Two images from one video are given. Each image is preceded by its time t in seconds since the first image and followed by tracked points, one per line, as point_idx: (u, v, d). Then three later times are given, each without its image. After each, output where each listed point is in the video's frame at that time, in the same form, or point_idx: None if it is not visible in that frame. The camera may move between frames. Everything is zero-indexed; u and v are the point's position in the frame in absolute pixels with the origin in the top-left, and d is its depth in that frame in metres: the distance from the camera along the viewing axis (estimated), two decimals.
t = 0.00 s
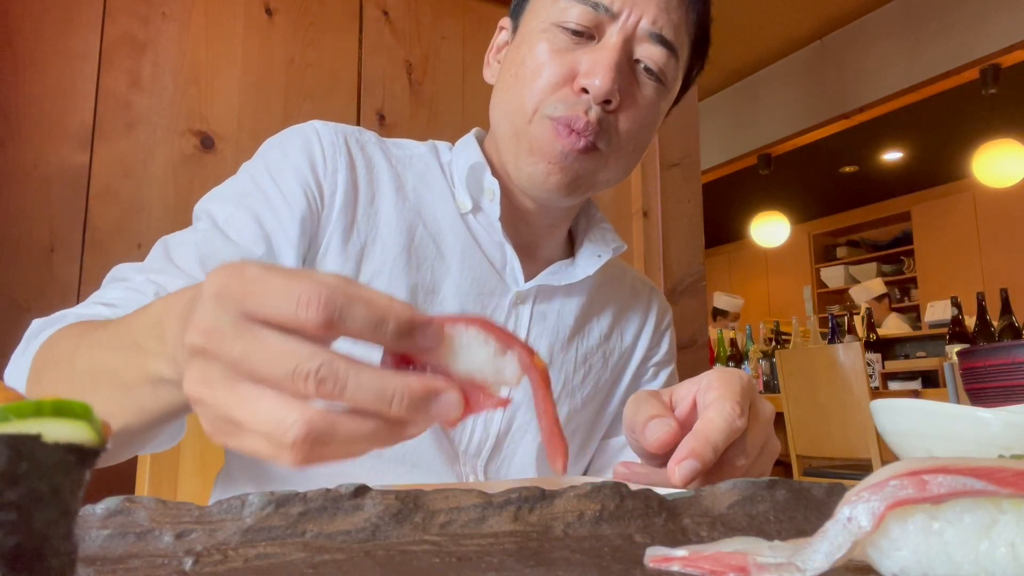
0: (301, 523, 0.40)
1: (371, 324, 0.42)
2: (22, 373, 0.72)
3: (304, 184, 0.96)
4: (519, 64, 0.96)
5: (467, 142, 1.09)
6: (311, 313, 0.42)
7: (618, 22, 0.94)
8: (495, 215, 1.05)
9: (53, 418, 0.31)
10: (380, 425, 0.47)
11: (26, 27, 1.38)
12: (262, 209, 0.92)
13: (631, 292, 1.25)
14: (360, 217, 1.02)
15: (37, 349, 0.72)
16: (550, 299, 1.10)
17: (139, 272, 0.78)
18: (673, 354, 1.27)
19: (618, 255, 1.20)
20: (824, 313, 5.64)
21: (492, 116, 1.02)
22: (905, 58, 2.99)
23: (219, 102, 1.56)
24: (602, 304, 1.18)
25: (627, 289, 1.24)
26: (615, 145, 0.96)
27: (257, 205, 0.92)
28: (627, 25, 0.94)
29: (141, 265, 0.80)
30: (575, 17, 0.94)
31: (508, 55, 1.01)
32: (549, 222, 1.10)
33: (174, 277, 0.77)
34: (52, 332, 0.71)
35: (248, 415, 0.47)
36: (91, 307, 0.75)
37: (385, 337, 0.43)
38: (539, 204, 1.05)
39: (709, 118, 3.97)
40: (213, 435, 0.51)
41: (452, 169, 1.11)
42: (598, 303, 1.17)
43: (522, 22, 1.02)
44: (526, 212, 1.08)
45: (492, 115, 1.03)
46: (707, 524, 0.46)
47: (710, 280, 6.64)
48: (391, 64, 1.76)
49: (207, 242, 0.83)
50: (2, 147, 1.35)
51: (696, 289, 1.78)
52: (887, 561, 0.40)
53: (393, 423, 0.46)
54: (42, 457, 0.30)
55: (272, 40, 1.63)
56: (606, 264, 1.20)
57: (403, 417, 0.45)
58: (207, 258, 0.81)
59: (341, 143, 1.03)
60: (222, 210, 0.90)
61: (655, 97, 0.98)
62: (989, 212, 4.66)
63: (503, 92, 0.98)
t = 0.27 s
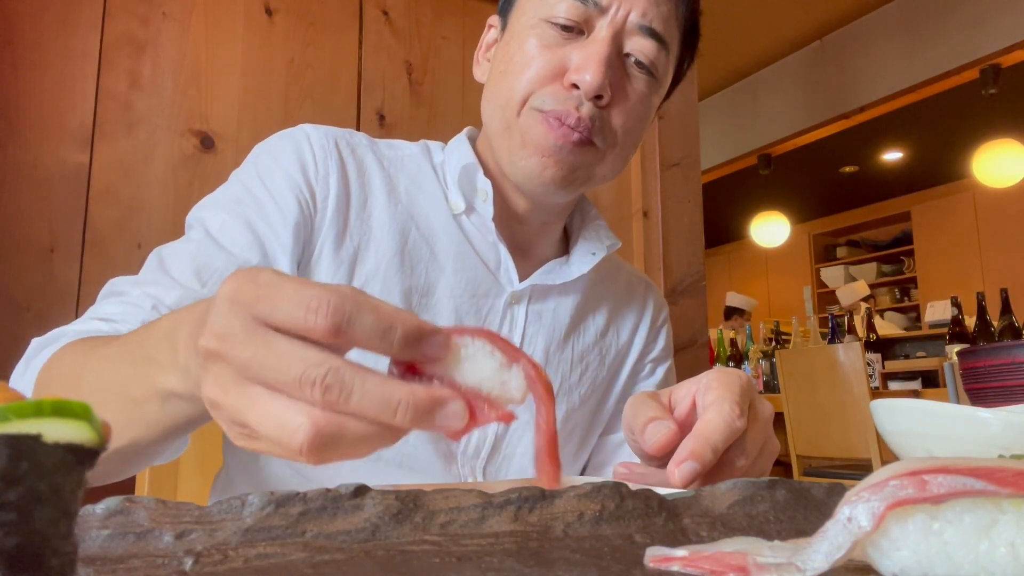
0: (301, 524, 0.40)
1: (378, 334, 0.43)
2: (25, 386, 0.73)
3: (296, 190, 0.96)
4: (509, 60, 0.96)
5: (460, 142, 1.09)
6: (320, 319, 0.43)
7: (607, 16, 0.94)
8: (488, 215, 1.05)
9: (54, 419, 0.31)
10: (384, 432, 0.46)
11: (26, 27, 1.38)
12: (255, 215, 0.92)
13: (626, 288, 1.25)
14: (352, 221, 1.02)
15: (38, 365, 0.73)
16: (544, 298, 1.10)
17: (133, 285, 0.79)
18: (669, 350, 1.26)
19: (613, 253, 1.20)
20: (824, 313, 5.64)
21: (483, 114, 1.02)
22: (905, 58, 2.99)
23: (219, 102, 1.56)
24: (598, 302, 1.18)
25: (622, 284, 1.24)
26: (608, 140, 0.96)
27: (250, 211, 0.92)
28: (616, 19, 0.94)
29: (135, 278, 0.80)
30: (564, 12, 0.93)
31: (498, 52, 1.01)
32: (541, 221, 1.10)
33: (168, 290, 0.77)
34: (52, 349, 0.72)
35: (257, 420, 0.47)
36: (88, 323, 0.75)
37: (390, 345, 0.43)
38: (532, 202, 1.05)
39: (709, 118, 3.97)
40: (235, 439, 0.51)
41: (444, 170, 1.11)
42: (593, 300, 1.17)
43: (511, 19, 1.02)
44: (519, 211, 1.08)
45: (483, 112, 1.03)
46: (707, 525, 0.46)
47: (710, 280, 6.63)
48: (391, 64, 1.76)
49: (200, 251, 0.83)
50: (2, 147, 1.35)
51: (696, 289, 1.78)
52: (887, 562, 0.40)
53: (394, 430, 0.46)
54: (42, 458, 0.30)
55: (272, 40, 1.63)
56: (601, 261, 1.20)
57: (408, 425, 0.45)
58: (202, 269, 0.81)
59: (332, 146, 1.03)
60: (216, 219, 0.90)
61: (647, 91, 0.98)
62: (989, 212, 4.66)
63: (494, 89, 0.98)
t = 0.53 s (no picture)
0: (301, 523, 0.40)
1: (367, 328, 0.42)
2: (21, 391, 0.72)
3: (292, 193, 0.96)
4: (506, 61, 0.96)
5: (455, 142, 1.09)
6: (305, 322, 0.42)
7: (603, 14, 0.93)
8: (483, 218, 1.05)
9: (53, 418, 0.31)
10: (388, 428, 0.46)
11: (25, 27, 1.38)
12: (251, 217, 0.91)
13: (624, 285, 1.25)
14: (348, 224, 1.02)
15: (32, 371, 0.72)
16: (541, 299, 1.11)
17: (128, 290, 0.78)
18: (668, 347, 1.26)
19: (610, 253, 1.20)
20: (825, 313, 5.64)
21: (480, 115, 1.02)
22: (905, 58, 2.99)
23: (219, 103, 1.56)
24: (595, 301, 1.18)
25: (619, 282, 1.24)
26: (607, 140, 0.96)
27: (246, 214, 0.91)
28: (613, 17, 0.94)
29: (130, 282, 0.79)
30: (559, 11, 0.93)
31: (493, 53, 1.00)
32: (538, 222, 1.09)
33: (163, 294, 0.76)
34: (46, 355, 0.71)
35: (261, 433, 0.47)
36: (84, 328, 0.75)
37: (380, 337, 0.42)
38: (531, 204, 1.05)
39: (710, 118, 3.97)
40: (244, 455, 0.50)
41: (439, 170, 1.11)
42: (590, 299, 1.17)
43: (505, 19, 1.01)
44: (515, 215, 1.08)
45: (480, 114, 1.02)
46: (707, 525, 0.46)
47: (710, 280, 6.63)
48: (391, 64, 1.76)
49: (197, 255, 0.83)
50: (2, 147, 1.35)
51: (696, 289, 1.78)
52: (887, 561, 0.40)
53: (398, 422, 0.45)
54: (42, 458, 0.30)
55: (272, 40, 1.63)
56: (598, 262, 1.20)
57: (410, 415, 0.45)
58: (197, 272, 0.81)
59: (327, 148, 1.03)
60: (211, 222, 0.89)
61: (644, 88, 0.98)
62: (989, 211, 4.66)
63: (490, 90, 0.98)
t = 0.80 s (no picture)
0: (301, 523, 0.40)
1: (384, 273, 0.40)
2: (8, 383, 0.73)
3: (292, 193, 0.96)
4: (498, 60, 0.96)
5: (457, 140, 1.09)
6: (324, 283, 0.41)
7: (593, 7, 0.93)
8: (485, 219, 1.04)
9: (53, 418, 0.31)
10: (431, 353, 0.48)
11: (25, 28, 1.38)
12: (249, 216, 0.91)
13: (628, 288, 1.25)
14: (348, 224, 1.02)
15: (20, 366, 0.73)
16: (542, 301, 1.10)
17: (122, 289, 0.78)
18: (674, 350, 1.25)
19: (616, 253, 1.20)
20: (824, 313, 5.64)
21: (477, 115, 1.02)
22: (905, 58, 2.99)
23: (219, 103, 1.56)
24: (598, 304, 1.17)
25: (624, 285, 1.24)
26: (604, 135, 0.95)
27: (245, 214, 0.91)
28: (603, 9, 0.93)
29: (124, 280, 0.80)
30: (548, 6, 0.93)
31: (487, 52, 1.01)
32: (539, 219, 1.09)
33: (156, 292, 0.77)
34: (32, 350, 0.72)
35: (309, 393, 0.49)
36: (76, 325, 0.75)
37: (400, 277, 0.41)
38: (530, 202, 1.04)
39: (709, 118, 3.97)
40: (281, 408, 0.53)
41: (441, 168, 1.10)
42: (594, 301, 1.17)
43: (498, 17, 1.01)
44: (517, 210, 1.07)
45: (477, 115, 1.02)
46: (707, 525, 0.46)
47: (710, 280, 6.63)
48: (391, 64, 1.76)
49: (189, 253, 0.83)
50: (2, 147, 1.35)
51: (696, 289, 1.78)
52: (887, 561, 0.40)
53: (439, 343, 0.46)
54: (43, 458, 0.30)
55: (272, 40, 1.63)
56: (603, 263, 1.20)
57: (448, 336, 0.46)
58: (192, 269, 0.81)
59: (327, 146, 1.03)
60: (208, 221, 0.88)
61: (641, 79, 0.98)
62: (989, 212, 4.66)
63: (485, 90, 0.98)
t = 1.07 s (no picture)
0: (301, 523, 0.40)
1: (417, 279, 0.41)
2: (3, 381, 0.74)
3: (295, 190, 0.95)
4: (507, 53, 0.95)
5: (473, 136, 1.08)
6: (359, 300, 0.41)
7: None
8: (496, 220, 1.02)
9: (53, 418, 0.31)
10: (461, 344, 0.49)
11: (25, 28, 1.38)
12: (250, 215, 0.91)
13: (646, 295, 1.24)
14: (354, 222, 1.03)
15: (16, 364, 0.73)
16: (556, 311, 1.08)
17: (118, 288, 0.78)
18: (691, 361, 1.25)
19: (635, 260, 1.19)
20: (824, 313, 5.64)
21: (489, 114, 1.00)
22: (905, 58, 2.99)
23: (219, 103, 1.56)
24: (614, 313, 1.16)
25: (641, 294, 1.23)
26: (613, 130, 0.92)
27: (246, 212, 0.91)
28: None
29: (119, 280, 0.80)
30: None
31: (500, 49, 1.00)
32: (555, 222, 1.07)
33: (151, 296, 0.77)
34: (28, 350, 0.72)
35: (349, 404, 0.49)
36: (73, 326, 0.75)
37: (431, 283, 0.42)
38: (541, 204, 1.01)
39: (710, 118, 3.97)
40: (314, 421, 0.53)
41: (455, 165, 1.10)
42: (609, 310, 1.15)
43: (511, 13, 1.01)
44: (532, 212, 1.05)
45: (490, 115, 1.01)
46: (707, 524, 0.46)
47: (710, 280, 6.63)
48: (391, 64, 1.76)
49: (186, 254, 0.83)
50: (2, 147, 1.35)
51: (696, 289, 1.78)
52: (887, 561, 0.40)
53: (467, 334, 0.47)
54: (42, 458, 0.30)
55: (272, 40, 1.63)
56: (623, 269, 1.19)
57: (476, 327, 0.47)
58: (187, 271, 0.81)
59: (336, 141, 1.02)
60: (209, 219, 0.88)
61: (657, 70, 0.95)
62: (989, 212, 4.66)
63: (495, 87, 0.97)
